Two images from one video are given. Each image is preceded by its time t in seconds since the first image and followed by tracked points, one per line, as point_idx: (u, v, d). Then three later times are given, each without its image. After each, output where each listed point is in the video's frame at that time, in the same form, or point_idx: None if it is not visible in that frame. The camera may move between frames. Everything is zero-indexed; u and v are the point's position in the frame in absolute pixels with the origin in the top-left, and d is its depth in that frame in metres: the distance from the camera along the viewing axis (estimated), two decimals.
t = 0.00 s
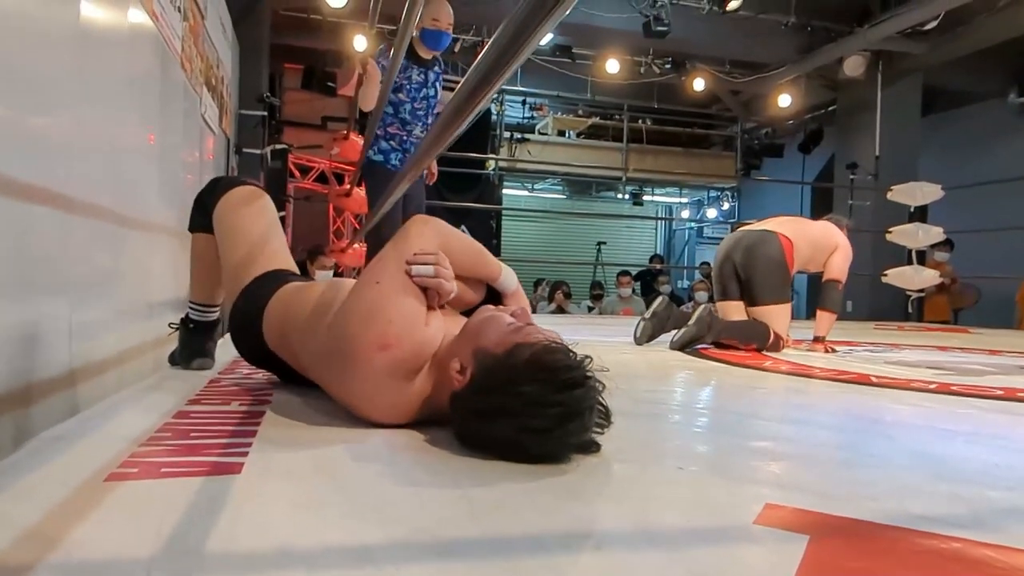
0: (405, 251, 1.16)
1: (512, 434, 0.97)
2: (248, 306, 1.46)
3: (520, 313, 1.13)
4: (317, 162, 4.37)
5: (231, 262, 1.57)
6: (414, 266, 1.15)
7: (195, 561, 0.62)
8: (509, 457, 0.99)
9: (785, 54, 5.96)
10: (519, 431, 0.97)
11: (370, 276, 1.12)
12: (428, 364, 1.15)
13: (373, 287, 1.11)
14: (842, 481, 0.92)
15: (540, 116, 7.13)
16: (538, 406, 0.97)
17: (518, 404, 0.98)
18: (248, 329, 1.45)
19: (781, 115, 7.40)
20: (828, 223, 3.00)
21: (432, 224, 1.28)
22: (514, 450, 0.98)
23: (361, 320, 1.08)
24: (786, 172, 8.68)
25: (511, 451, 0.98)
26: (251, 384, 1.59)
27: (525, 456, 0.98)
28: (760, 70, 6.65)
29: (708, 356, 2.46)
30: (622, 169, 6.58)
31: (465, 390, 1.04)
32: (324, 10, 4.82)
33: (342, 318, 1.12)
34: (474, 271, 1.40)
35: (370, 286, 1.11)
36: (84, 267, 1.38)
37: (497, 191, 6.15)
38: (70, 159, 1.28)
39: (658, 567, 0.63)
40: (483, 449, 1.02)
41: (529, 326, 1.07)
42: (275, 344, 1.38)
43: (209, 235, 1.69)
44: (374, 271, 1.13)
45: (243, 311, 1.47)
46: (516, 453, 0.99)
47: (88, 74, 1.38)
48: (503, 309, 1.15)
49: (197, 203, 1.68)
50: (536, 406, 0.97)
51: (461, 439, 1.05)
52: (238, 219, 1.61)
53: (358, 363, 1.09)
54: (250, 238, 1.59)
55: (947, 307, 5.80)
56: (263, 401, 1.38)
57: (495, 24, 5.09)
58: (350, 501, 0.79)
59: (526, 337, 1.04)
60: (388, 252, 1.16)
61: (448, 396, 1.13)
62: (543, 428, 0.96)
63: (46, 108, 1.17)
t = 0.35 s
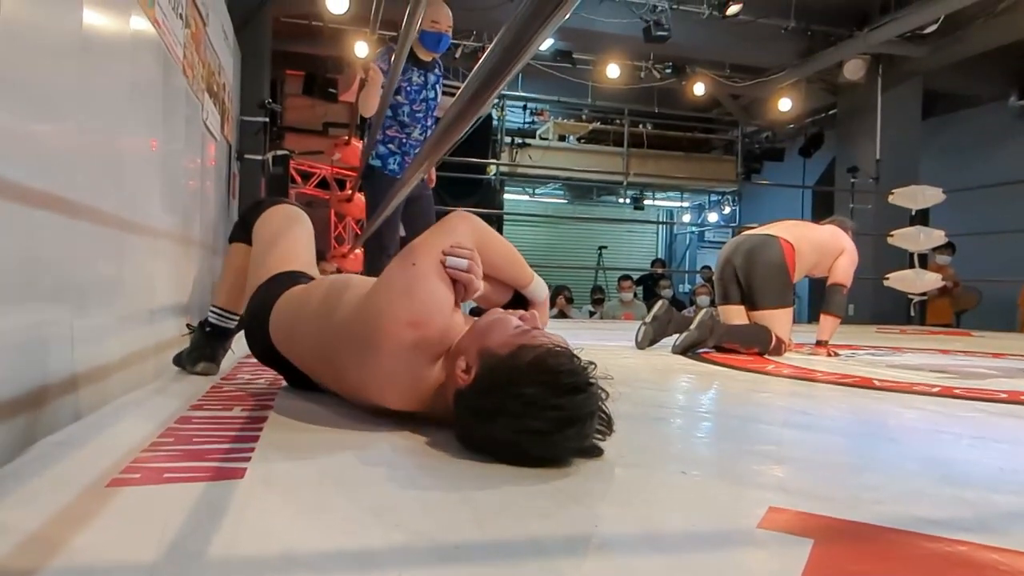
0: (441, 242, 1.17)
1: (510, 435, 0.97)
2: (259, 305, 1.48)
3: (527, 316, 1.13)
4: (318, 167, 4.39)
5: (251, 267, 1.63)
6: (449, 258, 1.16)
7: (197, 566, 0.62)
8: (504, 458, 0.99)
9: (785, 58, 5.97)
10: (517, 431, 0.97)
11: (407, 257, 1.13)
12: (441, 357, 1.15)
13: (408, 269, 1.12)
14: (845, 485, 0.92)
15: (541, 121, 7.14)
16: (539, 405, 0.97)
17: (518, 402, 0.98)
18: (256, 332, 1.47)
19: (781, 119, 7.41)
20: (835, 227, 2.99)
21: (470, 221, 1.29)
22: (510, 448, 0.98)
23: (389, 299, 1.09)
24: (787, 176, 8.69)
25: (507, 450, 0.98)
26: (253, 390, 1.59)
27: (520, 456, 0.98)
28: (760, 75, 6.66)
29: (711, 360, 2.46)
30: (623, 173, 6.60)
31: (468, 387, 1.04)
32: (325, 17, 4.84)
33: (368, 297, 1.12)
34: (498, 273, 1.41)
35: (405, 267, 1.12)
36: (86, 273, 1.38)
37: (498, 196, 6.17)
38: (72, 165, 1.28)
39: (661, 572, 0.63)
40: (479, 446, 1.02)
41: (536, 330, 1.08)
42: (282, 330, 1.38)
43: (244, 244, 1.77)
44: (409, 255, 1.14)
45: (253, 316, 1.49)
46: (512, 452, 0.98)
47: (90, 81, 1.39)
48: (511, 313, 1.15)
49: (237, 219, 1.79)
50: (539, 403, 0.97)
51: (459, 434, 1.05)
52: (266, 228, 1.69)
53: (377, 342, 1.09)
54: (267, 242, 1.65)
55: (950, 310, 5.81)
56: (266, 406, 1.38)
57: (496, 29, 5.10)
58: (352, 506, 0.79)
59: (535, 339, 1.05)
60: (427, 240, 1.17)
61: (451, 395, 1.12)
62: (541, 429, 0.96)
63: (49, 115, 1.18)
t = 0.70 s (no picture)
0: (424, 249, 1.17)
1: (508, 443, 0.97)
2: (254, 311, 1.47)
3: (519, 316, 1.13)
4: (318, 168, 4.38)
5: (244, 268, 1.62)
6: (432, 266, 1.15)
7: (197, 568, 0.62)
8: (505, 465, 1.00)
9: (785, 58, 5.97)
10: (515, 438, 0.97)
11: (387, 269, 1.13)
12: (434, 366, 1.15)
13: (390, 281, 1.12)
14: (846, 485, 0.92)
15: (541, 122, 7.15)
16: (533, 412, 0.97)
17: (513, 410, 0.98)
18: (253, 335, 1.46)
19: (781, 119, 7.41)
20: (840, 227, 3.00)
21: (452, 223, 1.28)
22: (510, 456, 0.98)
23: (375, 314, 1.09)
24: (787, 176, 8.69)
25: (507, 457, 0.99)
26: (253, 391, 1.59)
27: (521, 462, 0.98)
28: (760, 75, 6.66)
29: (711, 360, 2.46)
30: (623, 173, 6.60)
31: (463, 395, 1.04)
32: (325, 18, 4.84)
33: (357, 311, 1.12)
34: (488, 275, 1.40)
35: (387, 280, 1.12)
36: (86, 276, 1.38)
37: (498, 197, 6.17)
38: (72, 167, 1.28)
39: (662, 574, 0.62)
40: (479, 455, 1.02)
41: (527, 330, 1.07)
42: (277, 342, 1.39)
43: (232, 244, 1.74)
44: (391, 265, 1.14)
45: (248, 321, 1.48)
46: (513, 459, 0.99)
47: (90, 83, 1.39)
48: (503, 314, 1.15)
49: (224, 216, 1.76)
50: (533, 409, 0.97)
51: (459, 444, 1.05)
52: (257, 228, 1.67)
53: (369, 358, 1.10)
54: (261, 245, 1.63)
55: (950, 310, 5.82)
56: (266, 408, 1.38)
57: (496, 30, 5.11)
58: (352, 508, 0.79)
59: (524, 341, 1.04)
60: (409, 249, 1.16)
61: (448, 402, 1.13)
62: (540, 435, 0.96)
63: (49, 117, 1.18)
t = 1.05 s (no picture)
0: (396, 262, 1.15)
1: (507, 448, 0.97)
2: (246, 317, 1.46)
3: (507, 316, 1.13)
4: (318, 168, 4.37)
5: (230, 272, 1.61)
6: (404, 283, 1.14)
7: (195, 570, 0.61)
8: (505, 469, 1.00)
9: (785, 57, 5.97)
10: (512, 445, 0.97)
11: (359, 289, 1.10)
12: (422, 376, 1.14)
13: (362, 301, 1.09)
14: (846, 485, 0.92)
15: (540, 121, 7.14)
16: (525, 421, 0.97)
17: (506, 418, 0.97)
18: (248, 337, 1.45)
19: (781, 118, 7.40)
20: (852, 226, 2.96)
21: (421, 229, 1.27)
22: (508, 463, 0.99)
23: (354, 336, 1.08)
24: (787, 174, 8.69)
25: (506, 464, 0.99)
26: (252, 392, 1.59)
27: (521, 467, 0.98)
28: (760, 74, 6.66)
29: (711, 360, 2.45)
30: (623, 173, 6.60)
31: (456, 402, 1.04)
32: (325, 18, 4.83)
33: (336, 332, 1.10)
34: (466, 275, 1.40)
35: (360, 300, 1.09)
36: (84, 277, 1.38)
37: (498, 197, 6.17)
38: (70, 169, 1.28)
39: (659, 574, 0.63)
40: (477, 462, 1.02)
41: (516, 330, 1.08)
42: (268, 358, 1.39)
43: (217, 244, 1.72)
44: (363, 284, 1.12)
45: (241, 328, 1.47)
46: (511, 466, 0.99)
47: (88, 84, 1.38)
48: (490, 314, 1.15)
49: (205, 211, 1.73)
50: (526, 417, 0.97)
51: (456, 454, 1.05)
52: (244, 227, 1.64)
53: (353, 379, 1.09)
54: (250, 246, 1.61)
55: (951, 308, 5.85)
56: (263, 409, 1.38)
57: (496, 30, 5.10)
58: (351, 509, 0.79)
59: (511, 344, 1.04)
60: (380, 264, 1.14)
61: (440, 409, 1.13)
62: (538, 440, 0.96)
63: (48, 118, 1.17)
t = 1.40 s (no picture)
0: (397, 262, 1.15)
1: (508, 449, 0.97)
2: (248, 317, 1.46)
3: (508, 316, 1.13)
4: (318, 168, 4.37)
5: (231, 272, 1.60)
6: (406, 282, 1.14)
7: (196, 570, 0.61)
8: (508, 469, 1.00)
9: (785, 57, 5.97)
10: (513, 445, 0.97)
11: (361, 290, 1.10)
12: (423, 377, 1.15)
13: (364, 301, 1.09)
14: (845, 485, 0.92)
15: (540, 121, 7.14)
16: (527, 420, 0.97)
17: (507, 418, 0.97)
18: (249, 336, 1.45)
19: (781, 118, 7.41)
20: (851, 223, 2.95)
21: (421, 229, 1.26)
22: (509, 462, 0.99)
23: (354, 336, 1.07)
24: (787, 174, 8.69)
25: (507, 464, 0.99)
26: (252, 392, 1.60)
27: (523, 466, 0.98)
28: (760, 74, 6.66)
29: (711, 360, 2.45)
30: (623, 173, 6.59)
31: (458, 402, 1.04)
32: (324, 18, 4.83)
33: (335, 333, 1.10)
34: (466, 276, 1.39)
35: (361, 300, 1.09)
36: (85, 277, 1.38)
37: (498, 197, 6.17)
38: (71, 169, 1.28)
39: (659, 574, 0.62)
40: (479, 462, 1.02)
41: (518, 330, 1.07)
42: (267, 359, 1.39)
43: (217, 244, 1.71)
44: (363, 284, 1.12)
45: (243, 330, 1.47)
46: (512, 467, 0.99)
47: (88, 84, 1.38)
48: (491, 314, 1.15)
49: (205, 211, 1.72)
50: (529, 417, 0.97)
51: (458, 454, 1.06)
52: (244, 227, 1.64)
53: (353, 379, 1.09)
54: (249, 247, 1.61)
55: (951, 308, 5.83)
56: (263, 409, 1.38)
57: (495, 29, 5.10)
58: (351, 509, 0.79)
59: (514, 343, 1.04)
60: (382, 265, 1.14)
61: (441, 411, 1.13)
62: (541, 439, 0.96)
63: (48, 118, 1.17)
